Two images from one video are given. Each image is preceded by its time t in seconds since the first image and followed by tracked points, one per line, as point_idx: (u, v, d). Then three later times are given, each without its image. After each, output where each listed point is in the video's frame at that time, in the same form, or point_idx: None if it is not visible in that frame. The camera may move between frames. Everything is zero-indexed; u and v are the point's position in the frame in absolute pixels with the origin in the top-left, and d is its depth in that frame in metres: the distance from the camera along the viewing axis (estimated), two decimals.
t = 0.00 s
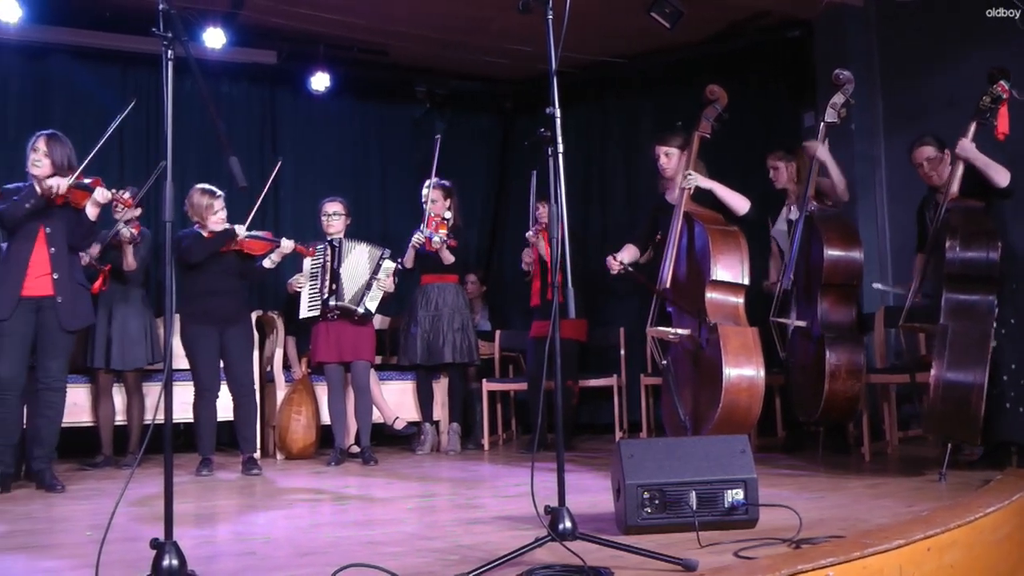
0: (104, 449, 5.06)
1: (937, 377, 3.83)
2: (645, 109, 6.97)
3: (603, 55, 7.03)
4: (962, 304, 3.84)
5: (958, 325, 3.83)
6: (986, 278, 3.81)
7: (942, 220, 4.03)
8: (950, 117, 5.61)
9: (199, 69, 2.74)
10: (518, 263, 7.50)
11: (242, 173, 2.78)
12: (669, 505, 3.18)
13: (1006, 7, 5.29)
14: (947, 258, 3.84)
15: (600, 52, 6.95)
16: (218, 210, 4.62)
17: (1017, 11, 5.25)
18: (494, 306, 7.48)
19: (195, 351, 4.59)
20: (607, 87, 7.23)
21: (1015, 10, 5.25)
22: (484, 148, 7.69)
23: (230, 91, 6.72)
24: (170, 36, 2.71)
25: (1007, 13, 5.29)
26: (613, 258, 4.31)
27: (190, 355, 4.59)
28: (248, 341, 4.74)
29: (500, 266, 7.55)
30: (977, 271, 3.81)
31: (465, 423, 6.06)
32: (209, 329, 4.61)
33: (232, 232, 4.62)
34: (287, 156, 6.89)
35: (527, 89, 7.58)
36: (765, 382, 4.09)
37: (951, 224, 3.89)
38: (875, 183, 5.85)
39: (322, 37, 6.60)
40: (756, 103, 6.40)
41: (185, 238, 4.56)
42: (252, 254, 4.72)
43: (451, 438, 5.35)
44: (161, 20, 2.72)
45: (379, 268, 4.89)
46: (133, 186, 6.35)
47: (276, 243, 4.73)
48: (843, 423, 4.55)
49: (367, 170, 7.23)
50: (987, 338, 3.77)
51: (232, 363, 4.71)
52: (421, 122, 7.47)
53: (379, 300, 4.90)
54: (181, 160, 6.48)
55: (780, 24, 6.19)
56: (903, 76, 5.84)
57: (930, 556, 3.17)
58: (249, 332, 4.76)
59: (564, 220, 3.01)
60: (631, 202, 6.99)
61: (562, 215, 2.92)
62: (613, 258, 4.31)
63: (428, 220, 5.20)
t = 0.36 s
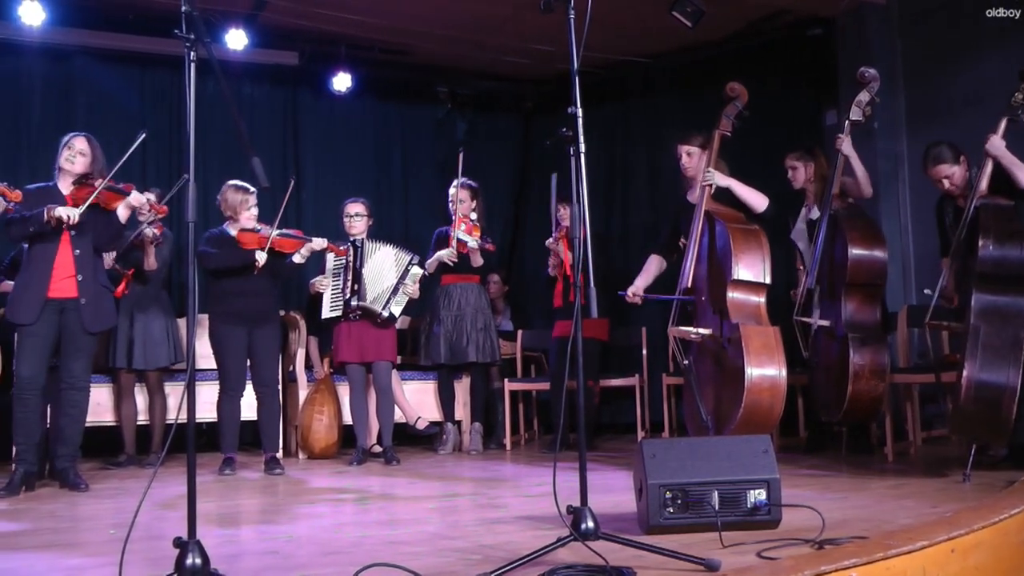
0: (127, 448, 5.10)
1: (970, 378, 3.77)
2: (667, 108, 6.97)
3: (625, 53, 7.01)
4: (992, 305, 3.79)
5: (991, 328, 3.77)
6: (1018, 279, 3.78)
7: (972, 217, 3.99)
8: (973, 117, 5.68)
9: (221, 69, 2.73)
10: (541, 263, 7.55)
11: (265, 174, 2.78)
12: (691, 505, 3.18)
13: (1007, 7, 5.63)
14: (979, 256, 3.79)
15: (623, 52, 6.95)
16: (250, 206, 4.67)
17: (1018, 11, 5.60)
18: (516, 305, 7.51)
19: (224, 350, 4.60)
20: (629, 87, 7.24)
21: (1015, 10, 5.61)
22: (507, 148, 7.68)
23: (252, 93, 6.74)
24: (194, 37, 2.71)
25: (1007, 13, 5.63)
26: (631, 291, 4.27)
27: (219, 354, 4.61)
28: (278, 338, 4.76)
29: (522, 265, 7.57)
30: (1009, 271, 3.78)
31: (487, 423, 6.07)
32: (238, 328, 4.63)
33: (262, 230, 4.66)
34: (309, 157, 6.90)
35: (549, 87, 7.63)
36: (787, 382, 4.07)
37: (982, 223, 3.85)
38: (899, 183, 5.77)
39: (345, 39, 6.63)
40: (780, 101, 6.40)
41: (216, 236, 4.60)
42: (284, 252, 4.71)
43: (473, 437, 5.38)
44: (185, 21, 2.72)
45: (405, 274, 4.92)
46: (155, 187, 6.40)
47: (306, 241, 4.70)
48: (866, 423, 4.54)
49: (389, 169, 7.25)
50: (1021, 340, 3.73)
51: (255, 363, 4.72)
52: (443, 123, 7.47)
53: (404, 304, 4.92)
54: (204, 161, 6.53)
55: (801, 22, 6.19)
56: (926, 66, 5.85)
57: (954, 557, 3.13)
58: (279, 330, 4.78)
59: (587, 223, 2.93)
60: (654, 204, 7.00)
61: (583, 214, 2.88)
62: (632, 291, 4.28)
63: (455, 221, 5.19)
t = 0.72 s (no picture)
0: (147, 447, 5.12)
1: (991, 378, 3.72)
2: (688, 108, 6.94)
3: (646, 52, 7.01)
4: (1013, 305, 3.77)
5: (1012, 329, 3.75)
6: None
7: (992, 214, 3.95)
8: (994, 115, 5.64)
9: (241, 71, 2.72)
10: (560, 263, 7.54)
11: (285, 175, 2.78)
12: (712, 505, 3.15)
13: (1007, 8, 5.64)
14: (1002, 255, 3.77)
15: (644, 51, 6.97)
16: (277, 205, 4.72)
17: (1018, 11, 5.61)
18: (536, 305, 7.51)
19: (249, 352, 4.60)
20: (649, 86, 7.23)
21: (1015, 10, 5.61)
22: (526, 149, 7.71)
23: (272, 93, 6.76)
24: (212, 40, 2.68)
25: (1007, 13, 5.64)
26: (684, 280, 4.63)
27: (244, 355, 4.61)
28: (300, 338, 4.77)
29: (542, 265, 7.58)
30: None
31: (506, 423, 6.07)
32: (263, 328, 4.64)
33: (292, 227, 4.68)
34: (329, 156, 6.92)
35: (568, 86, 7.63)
36: (808, 381, 4.05)
37: (1004, 220, 3.82)
38: (920, 183, 5.76)
39: (364, 39, 6.64)
40: (801, 100, 6.41)
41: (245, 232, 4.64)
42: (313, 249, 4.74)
43: (493, 437, 5.35)
44: (202, 23, 2.69)
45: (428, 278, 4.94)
46: (174, 187, 6.42)
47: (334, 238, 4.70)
48: (887, 424, 4.53)
49: (408, 170, 7.25)
50: None
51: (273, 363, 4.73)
52: (463, 123, 7.47)
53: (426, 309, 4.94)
54: (225, 161, 6.57)
55: (822, 20, 6.17)
56: (946, 66, 5.80)
57: (977, 559, 3.10)
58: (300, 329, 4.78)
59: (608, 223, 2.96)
60: (675, 204, 7.00)
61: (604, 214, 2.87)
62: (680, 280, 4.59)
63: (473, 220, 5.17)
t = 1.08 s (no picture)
0: (169, 447, 5.16)
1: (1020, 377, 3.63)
2: (711, 109, 6.98)
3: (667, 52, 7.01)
4: None
5: None
6: None
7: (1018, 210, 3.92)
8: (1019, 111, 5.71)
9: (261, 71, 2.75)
10: (580, 263, 7.53)
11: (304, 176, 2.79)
12: (732, 505, 3.13)
13: (1006, 8, 5.77)
14: None
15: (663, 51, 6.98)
16: (303, 204, 4.75)
17: (1018, 11, 5.75)
18: (556, 304, 7.52)
19: (272, 350, 4.62)
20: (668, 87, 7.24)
21: (1015, 11, 5.76)
22: (546, 149, 7.72)
23: (292, 94, 6.82)
24: (234, 40, 2.75)
25: (1007, 13, 5.77)
26: (700, 303, 4.60)
27: (267, 354, 4.62)
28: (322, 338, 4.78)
29: (562, 265, 7.58)
30: None
31: (526, 423, 6.08)
32: (288, 327, 4.65)
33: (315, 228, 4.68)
34: (349, 156, 6.96)
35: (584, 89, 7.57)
36: (828, 381, 4.03)
37: None
38: (941, 180, 5.72)
39: (383, 39, 6.65)
40: (822, 99, 6.37)
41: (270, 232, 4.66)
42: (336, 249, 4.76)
43: (513, 437, 5.35)
44: (223, 24, 2.74)
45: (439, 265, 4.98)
46: (193, 188, 6.46)
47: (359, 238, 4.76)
48: (908, 425, 4.52)
49: (427, 169, 7.28)
50: None
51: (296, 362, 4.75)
52: (482, 123, 7.51)
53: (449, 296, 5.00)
54: (245, 162, 6.62)
55: (842, 18, 6.06)
56: (965, 65, 5.82)
57: (1000, 560, 3.09)
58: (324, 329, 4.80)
59: (627, 223, 2.96)
60: (693, 203, 7.04)
61: (622, 215, 2.90)
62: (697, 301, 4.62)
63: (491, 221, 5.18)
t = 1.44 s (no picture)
0: (191, 446, 5.19)
1: None
2: (731, 108, 6.96)
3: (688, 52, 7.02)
4: None
5: None
6: None
7: None
8: None
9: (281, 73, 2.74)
10: (601, 263, 7.54)
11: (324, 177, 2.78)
12: (755, 505, 3.12)
13: (1007, 8, 5.81)
14: None
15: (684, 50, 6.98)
16: (326, 205, 4.76)
17: (1017, 11, 5.82)
18: (577, 305, 7.54)
19: (296, 349, 4.64)
20: (690, 86, 7.23)
21: (1015, 10, 5.81)
22: (567, 148, 7.70)
23: (312, 95, 6.82)
24: (255, 42, 2.68)
25: (1007, 13, 5.82)
26: (709, 271, 4.38)
27: (290, 352, 4.65)
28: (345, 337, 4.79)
29: (583, 265, 7.60)
30: None
31: (547, 423, 6.09)
32: (311, 326, 4.67)
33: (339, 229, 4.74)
34: (370, 155, 7.00)
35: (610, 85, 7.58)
36: (850, 381, 4.01)
37: None
38: (963, 177, 5.67)
39: (403, 39, 6.67)
40: (839, 96, 6.35)
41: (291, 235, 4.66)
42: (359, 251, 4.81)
43: (534, 437, 5.35)
44: (246, 26, 2.69)
45: (455, 259, 5.02)
46: (214, 188, 6.49)
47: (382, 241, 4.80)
48: (931, 424, 4.50)
49: (448, 170, 7.31)
50: None
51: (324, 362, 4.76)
52: (503, 122, 7.53)
53: (467, 291, 5.02)
54: (266, 162, 6.66)
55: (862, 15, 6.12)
56: (986, 63, 5.81)
57: None
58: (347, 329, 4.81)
59: (648, 222, 2.96)
60: (714, 202, 7.04)
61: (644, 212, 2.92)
62: (708, 270, 4.38)
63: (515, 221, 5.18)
